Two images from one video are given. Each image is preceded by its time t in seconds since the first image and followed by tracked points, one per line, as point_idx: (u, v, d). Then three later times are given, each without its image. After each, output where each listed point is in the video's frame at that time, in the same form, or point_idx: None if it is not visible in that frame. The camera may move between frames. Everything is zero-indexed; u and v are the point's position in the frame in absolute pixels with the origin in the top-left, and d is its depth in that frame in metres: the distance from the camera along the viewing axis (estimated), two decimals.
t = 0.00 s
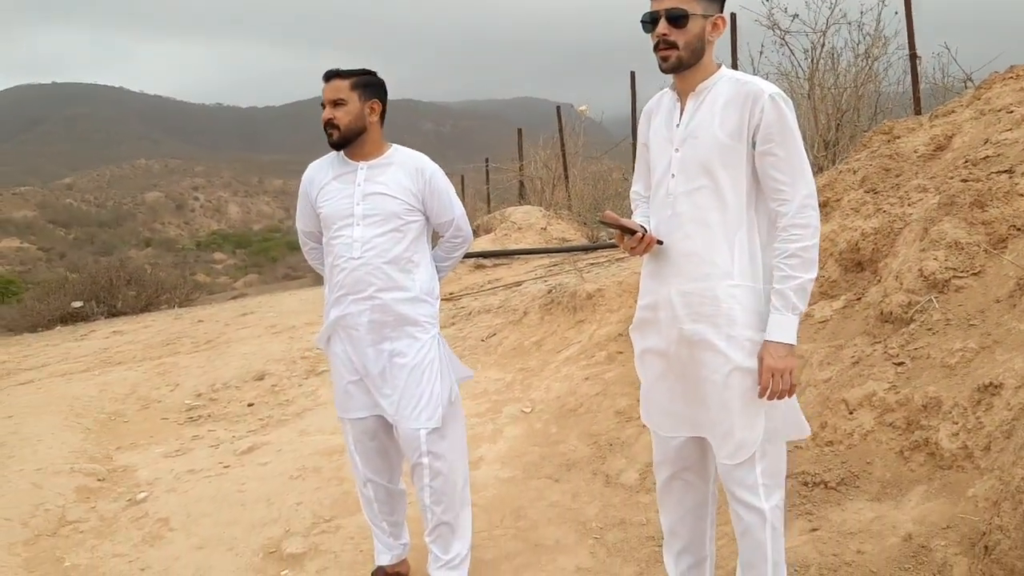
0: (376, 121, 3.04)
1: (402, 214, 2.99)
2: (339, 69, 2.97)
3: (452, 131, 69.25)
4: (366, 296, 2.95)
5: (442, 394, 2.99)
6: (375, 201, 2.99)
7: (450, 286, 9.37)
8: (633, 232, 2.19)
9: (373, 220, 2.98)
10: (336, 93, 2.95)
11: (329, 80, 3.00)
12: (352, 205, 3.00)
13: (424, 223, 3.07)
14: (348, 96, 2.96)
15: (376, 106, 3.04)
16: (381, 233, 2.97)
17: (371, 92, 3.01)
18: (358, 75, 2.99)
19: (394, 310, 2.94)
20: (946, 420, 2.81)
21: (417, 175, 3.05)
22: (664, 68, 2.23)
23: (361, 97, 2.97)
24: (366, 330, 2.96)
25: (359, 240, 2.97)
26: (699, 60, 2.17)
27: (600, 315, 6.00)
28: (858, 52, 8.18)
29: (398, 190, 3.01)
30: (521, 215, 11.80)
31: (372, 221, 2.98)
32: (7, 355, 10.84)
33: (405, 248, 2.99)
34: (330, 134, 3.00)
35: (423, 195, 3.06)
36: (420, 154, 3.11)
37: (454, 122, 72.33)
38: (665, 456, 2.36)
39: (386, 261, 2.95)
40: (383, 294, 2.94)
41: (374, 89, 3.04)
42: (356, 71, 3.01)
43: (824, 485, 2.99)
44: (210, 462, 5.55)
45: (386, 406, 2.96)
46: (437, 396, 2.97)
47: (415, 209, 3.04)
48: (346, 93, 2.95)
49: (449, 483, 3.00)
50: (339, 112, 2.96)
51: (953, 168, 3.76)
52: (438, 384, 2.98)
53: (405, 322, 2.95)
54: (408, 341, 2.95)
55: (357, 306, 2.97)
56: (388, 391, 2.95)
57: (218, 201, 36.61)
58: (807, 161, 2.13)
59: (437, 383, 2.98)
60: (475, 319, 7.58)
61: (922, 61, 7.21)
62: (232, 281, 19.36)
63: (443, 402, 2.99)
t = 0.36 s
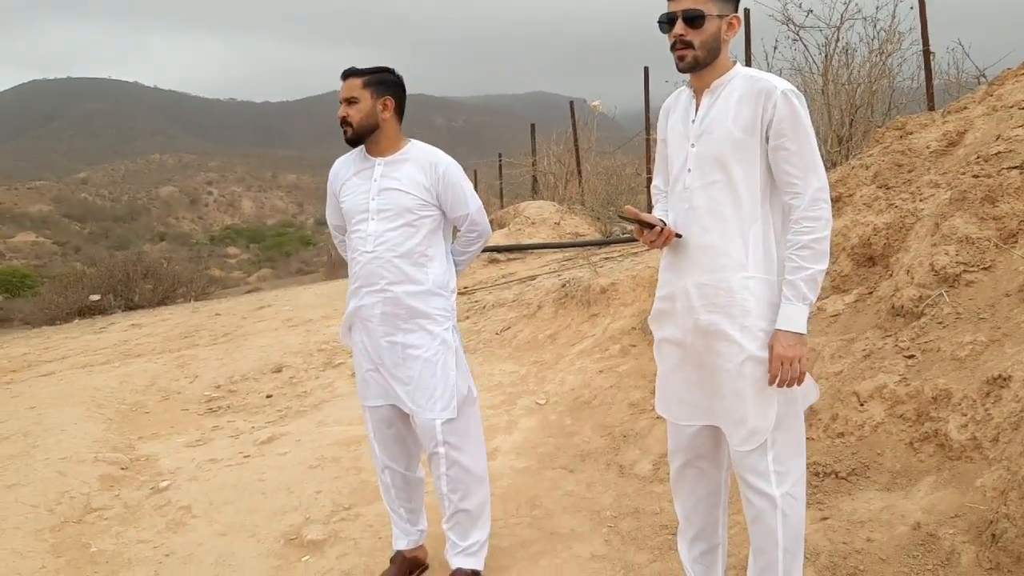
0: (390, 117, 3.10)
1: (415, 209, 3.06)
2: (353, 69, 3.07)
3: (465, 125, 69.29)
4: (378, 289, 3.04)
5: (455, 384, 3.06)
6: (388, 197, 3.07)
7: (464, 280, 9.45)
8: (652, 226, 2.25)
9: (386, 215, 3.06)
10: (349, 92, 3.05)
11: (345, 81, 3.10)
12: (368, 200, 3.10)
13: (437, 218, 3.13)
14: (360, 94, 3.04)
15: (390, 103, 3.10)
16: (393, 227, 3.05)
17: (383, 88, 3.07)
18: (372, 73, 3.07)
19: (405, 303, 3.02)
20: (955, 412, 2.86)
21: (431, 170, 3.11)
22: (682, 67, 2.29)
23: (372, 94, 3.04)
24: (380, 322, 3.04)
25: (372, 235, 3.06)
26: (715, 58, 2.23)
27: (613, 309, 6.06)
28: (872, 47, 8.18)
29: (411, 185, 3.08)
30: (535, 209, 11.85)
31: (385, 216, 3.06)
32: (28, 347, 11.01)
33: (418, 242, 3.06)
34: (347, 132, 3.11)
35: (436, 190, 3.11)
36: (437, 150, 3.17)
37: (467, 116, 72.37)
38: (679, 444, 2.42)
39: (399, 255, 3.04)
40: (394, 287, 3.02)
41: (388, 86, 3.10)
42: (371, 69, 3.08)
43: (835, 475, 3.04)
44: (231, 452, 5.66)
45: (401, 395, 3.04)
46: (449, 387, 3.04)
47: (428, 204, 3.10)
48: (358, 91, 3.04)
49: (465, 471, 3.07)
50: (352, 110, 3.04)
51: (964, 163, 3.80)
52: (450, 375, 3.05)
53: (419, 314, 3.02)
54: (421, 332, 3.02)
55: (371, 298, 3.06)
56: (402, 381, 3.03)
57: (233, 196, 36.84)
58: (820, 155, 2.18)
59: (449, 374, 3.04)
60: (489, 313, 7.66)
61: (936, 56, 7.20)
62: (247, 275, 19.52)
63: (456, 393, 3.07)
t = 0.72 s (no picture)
0: (410, 116, 3.18)
1: (432, 207, 3.15)
2: (380, 70, 3.20)
3: (486, 122, 69.40)
4: (397, 284, 3.15)
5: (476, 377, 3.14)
6: (409, 195, 3.17)
7: (486, 276, 9.53)
8: (681, 221, 2.32)
9: (405, 213, 3.17)
10: (373, 93, 3.19)
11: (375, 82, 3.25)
12: (391, 198, 3.22)
13: (455, 215, 3.19)
14: (380, 94, 3.17)
15: (411, 103, 3.18)
16: (411, 225, 3.15)
17: (403, 88, 3.16)
18: (395, 74, 3.17)
19: (423, 298, 3.12)
20: (974, 406, 2.91)
21: (449, 168, 3.17)
22: (710, 66, 2.36)
23: (390, 94, 3.15)
24: (403, 314, 3.15)
25: (392, 232, 3.18)
26: (742, 58, 2.29)
27: (635, 305, 6.12)
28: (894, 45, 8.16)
29: (429, 183, 3.16)
30: (556, 206, 11.92)
31: (404, 214, 3.17)
32: (58, 340, 11.24)
33: (436, 240, 3.15)
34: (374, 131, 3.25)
35: (454, 188, 3.16)
36: (459, 147, 3.22)
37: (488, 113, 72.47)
38: (703, 435, 2.50)
39: (417, 251, 3.13)
40: (410, 283, 3.13)
41: (410, 86, 3.18)
42: (396, 69, 3.19)
43: (855, 468, 3.10)
44: (259, 443, 5.79)
45: (424, 386, 3.14)
46: (469, 379, 3.12)
47: (446, 202, 3.17)
48: (379, 91, 3.17)
49: (488, 461, 3.16)
50: (374, 110, 3.18)
51: (985, 161, 3.82)
52: (470, 368, 3.12)
53: (440, 308, 3.11)
54: (442, 326, 3.11)
55: (391, 293, 3.17)
56: (425, 372, 3.13)
57: (255, 193, 37.21)
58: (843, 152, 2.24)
59: (469, 366, 3.12)
60: (511, 308, 7.74)
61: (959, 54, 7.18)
62: (269, 271, 19.75)
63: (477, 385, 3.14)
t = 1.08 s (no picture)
0: (459, 117, 3.25)
1: (481, 206, 3.21)
2: (430, 72, 3.28)
3: (531, 121, 69.44)
4: (446, 280, 3.23)
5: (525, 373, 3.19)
6: (458, 193, 3.24)
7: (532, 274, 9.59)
8: (731, 220, 2.36)
9: (455, 211, 3.24)
10: (424, 95, 3.28)
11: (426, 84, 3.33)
12: (441, 197, 3.29)
13: (503, 213, 3.24)
14: (430, 96, 3.25)
15: (460, 104, 3.24)
16: (460, 223, 3.22)
17: (451, 90, 3.22)
18: (444, 76, 3.24)
19: (472, 295, 3.18)
20: None
21: (497, 167, 3.22)
22: (758, 66, 2.38)
23: (439, 96, 3.22)
24: (454, 310, 3.22)
25: (443, 229, 3.25)
26: (789, 58, 2.31)
27: (683, 303, 6.11)
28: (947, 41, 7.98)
29: (478, 182, 3.22)
30: (603, 204, 11.91)
31: (455, 212, 3.24)
32: (117, 335, 11.61)
33: (485, 238, 3.21)
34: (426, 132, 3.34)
35: (502, 186, 3.22)
36: (509, 147, 3.28)
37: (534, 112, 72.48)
38: (753, 432, 2.52)
39: (466, 249, 3.20)
40: (461, 279, 3.19)
41: (459, 87, 3.24)
42: (445, 72, 3.26)
43: (905, 467, 3.08)
44: (312, 436, 5.93)
45: (474, 380, 3.20)
46: (518, 375, 3.17)
47: (494, 200, 3.22)
48: (428, 94, 3.25)
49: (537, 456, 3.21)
50: (424, 111, 3.27)
51: None
52: (518, 364, 3.18)
53: (490, 305, 3.17)
54: (491, 322, 3.17)
55: (443, 289, 3.24)
56: (474, 367, 3.19)
57: (304, 192, 37.82)
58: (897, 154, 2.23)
59: (517, 362, 3.17)
60: (558, 306, 7.78)
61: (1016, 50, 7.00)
62: (317, 269, 20.08)
63: (525, 381, 3.20)
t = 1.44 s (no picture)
0: (532, 120, 3.31)
1: (555, 206, 3.26)
2: (505, 77, 3.35)
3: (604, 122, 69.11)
4: (521, 280, 3.29)
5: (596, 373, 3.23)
6: (533, 194, 3.30)
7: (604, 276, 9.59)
8: (804, 223, 2.34)
9: (530, 211, 3.30)
10: (499, 99, 3.36)
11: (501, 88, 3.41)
12: (516, 198, 3.36)
13: (578, 214, 3.28)
14: (504, 101, 3.32)
15: (534, 107, 3.30)
16: (535, 222, 3.28)
17: (525, 94, 3.29)
18: (518, 80, 3.31)
19: (546, 294, 3.24)
20: None
21: (572, 168, 3.27)
22: (835, 68, 2.38)
23: (513, 100, 3.29)
24: (528, 310, 3.28)
25: (517, 230, 3.32)
26: (865, 60, 2.30)
27: (757, 307, 6.04)
28: None
29: (553, 183, 3.27)
30: (676, 206, 11.82)
31: (530, 212, 3.30)
32: (201, 330, 12.10)
33: (560, 238, 3.26)
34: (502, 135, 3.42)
35: (576, 187, 3.26)
36: (584, 148, 3.32)
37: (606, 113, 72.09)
38: (826, 437, 2.50)
39: (541, 248, 3.26)
40: (536, 279, 3.25)
41: (532, 91, 3.30)
42: (519, 76, 3.32)
43: (982, 475, 3.00)
44: (386, 431, 6.09)
45: (547, 379, 3.26)
46: (590, 375, 3.21)
47: (569, 201, 3.27)
48: (503, 98, 3.33)
49: (607, 456, 3.24)
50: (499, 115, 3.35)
51: None
52: (591, 364, 3.22)
53: (563, 305, 3.22)
54: (564, 322, 3.22)
55: (518, 288, 3.31)
56: (547, 366, 3.25)
57: (378, 194, 38.56)
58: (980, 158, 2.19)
59: (590, 363, 3.22)
60: (629, 308, 7.77)
61: None
62: (390, 270, 20.47)
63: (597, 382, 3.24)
